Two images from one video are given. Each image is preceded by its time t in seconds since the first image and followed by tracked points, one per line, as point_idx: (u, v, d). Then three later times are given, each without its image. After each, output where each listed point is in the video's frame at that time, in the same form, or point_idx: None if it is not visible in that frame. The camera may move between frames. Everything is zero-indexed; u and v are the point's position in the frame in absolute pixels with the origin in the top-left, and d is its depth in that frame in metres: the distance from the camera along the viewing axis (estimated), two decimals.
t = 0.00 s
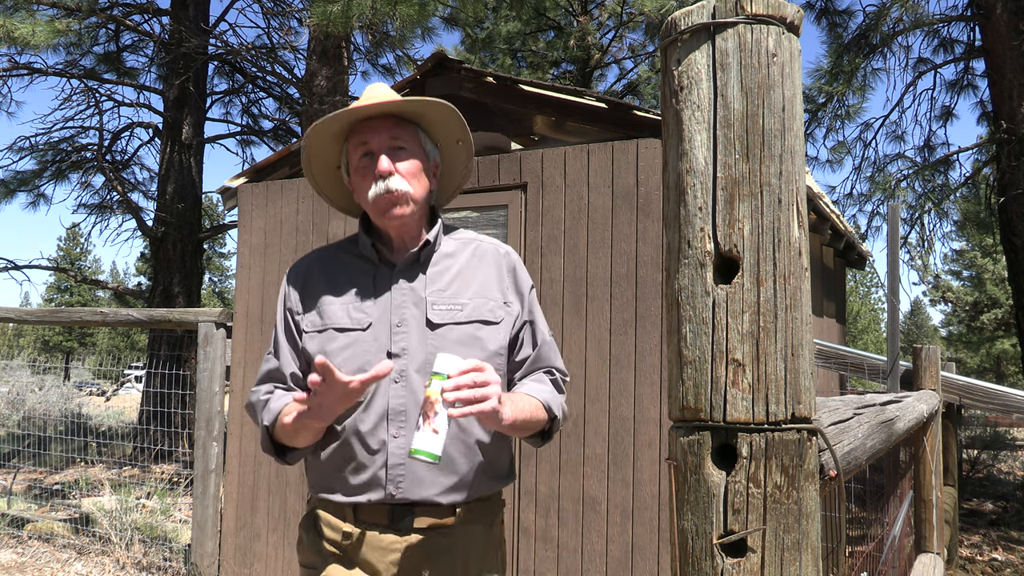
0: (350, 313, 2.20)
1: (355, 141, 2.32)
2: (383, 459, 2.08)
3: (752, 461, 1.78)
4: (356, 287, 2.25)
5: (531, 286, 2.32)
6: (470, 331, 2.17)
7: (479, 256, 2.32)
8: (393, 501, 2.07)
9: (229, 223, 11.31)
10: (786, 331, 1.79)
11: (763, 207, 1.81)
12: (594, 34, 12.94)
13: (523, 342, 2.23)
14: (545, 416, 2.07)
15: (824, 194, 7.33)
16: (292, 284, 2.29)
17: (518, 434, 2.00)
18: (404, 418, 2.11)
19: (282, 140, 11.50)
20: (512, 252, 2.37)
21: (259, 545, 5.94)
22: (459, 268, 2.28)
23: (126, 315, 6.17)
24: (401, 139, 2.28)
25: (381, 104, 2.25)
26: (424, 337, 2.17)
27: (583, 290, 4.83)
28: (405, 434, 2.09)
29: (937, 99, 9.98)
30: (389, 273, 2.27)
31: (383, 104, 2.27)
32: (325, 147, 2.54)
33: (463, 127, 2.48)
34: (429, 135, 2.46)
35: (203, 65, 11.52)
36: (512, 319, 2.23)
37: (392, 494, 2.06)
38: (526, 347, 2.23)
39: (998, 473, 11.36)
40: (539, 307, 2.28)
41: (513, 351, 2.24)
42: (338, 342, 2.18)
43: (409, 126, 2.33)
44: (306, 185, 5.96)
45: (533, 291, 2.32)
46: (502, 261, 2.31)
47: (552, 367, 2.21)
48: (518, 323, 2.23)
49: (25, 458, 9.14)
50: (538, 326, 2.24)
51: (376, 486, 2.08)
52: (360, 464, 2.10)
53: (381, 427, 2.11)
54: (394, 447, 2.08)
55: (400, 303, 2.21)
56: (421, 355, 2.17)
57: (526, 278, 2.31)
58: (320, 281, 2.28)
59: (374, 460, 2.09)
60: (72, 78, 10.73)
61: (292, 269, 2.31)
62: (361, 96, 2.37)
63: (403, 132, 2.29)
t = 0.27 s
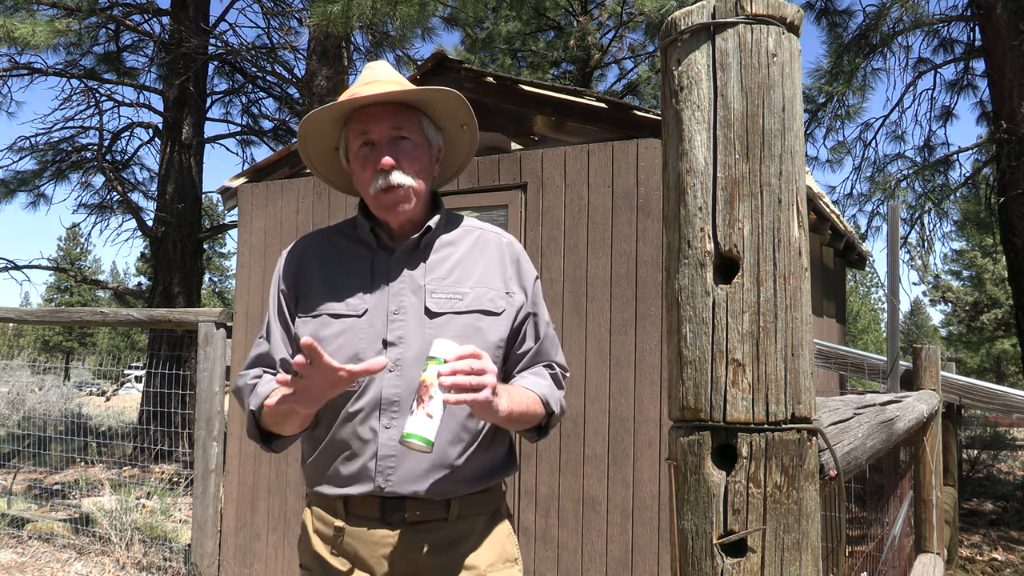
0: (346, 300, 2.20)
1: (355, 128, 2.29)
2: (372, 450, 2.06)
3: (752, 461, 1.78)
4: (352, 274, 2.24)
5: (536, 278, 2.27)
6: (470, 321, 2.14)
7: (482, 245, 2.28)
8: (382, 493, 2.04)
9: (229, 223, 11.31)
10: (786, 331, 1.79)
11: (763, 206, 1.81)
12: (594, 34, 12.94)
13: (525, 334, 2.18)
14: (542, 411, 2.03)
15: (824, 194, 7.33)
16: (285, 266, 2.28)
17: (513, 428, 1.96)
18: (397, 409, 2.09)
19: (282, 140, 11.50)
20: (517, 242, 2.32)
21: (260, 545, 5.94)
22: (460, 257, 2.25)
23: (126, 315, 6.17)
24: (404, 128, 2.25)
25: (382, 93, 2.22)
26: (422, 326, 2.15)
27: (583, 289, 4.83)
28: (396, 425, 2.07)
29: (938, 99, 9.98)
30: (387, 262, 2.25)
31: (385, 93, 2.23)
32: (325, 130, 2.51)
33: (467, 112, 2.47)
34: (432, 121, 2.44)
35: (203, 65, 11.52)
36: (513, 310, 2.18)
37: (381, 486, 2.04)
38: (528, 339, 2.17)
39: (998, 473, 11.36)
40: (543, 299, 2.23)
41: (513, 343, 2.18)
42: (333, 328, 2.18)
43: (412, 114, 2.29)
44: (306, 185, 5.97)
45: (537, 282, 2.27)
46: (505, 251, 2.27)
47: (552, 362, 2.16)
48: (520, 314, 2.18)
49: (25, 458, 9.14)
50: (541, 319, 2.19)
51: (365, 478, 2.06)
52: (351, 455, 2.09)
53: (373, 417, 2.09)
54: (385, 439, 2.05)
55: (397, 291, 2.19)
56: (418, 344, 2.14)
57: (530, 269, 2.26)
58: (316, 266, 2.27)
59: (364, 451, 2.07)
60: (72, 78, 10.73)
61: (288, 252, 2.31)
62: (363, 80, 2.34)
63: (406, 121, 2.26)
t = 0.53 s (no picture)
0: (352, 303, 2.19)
1: (358, 132, 2.28)
2: (379, 453, 2.05)
3: (752, 461, 1.78)
4: (359, 277, 2.23)
5: (544, 277, 2.27)
6: (479, 324, 2.14)
7: (490, 244, 2.27)
8: (389, 496, 2.04)
9: (228, 223, 11.31)
10: (786, 331, 1.79)
11: (763, 206, 1.81)
12: (594, 34, 12.94)
13: (534, 335, 2.18)
14: (552, 415, 2.04)
15: (824, 194, 7.33)
16: (289, 269, 2.26)
17: (525, 435, 1.97)
18: (406, 412, 2.09)
19: (282, 140, 11.50)
20: (525, 242, 2.31)
21: (260, 545, 5.94)
22: (468, 257, 2.24)
23: (126, 315, 6.17)
24: (408, 131, 2.24)
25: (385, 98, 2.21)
26: (430, 329, 2.14)
27: (583, 289, 4.83)
28: (405, 429, 2.08)
29: (938, 99, 9.98)
30: (393, 265, 2.24)
31: (388, 97, 2.22)
32: (327, 131, 2.50)
33: (472, 110, 2.45)
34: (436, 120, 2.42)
35: (203, 65, 11.52)
36: (522, 311, 2.18)
37: (388, 488, 2.03)
38: (536, 342, 2.18)
39: (998, 473, 11.35)
40: (551, 299, 2.24)
41: (522, 345, 2.19)
42: (340, 333, 2.15)
43: (416, 116, 2.28)
44: (306, 185, 5.97)
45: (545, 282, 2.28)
46: (513, 252, 2.27)
47: (561, 364, 2.16)
48: (528, 316, 2.18)
49: (25, 458, 9.14)
50: (549, 320, 2.20)
51: (372, 480, 2.05)
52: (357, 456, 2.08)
53: (381, 419, 2.10)
54: (393, 441, 2.06)
55: (406, 293, 2.18)
56: (427, 346, 2.14)
57: (538, 269, 2.26)
58: (322, 269, 2.26)
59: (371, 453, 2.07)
60: (72, 78, 10.73)
61: (292, 255, 2.29)
62: (366, 80, 2.32)
63: (410, 125, 2.25)
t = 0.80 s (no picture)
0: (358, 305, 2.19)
1: (363, 129, 2.29)
2: (383, 453, 2.06)
3: (752, 461, 1.78)
4: (365, 278, 2.23)
5: (550, 278, 2.27)
6: (485, 324, 2.13)
7: (496, 245, 2.27)
8: (391, 496, 2.03)
9: (228, 223, 11.30)
10: (786, 331, 1.79)
11: (763, 207, 1.81)
12: (594, 34, 12.94)
13: (540, 336, 2.18)
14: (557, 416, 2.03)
15: (824, 194, 7.33)
16: (296, 271, 2.27)
17: (526, 434, 1.96)
18: (411, 413, 2.09)
19: (282, 140, 11.50)
20: (531, 242, 2.31)
21: (260, 545, 5.95)
22: (474, 258, 2.24)
23: (126, 315, 6.17)
24: (413, 129, 2.25)
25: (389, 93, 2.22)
26: (435, 329, 2.14)
27: (583, 289, 4.83)
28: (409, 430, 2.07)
29: (938, 99, 9.97)
30: (398, 265, 2.24)
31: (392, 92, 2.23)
32: (333, 132, 2.51)
33: (478, 110, 2.46)
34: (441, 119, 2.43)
35: (203, 65, 11.51)
36: (528, 312, 2.17)
37: (391, 489, 2.03)
38: (542, 343, 2.17)
39: (998, 473, 11.35)
40: (557, 300, 2.23)
41: (528, 346, 2.18)
42: (346, 334, 2.15)
43: (420, 113, 2.29)
44: (306, 185, 5.97)
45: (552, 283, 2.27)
46: (519, 252, 2.26)
47: (567, 365, 2.16)
48: (534, 317, 2.18)
49: (25, 458, 9.14)
50: (555, 321, 2.20)
51: (375, 480, 2.05)
52: (361, 456, 2.08)
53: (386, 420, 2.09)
54: (397, 442, 2.06)
55: (411, 294, 2.18)
56: (432, 347, 2.13)
57: (544, 270, 2.26)
58: (329, 270, 2.26)
59: (375, 453, 2.06)
60: (72, 78, 10.73)
61: (298, 257, 2.30)
62: (370, 80, 2.33)
63: (415, 121, 2.26)
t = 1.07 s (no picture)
0: (359, 307, 2.18)
1: (368, 122, 2.30)
2: (381, 455, 2.05)
3: (752, 461, 1.78)
4: (365, 279, 2.23)
5: (551, 282, 2.26)
6: (484, 328, 2.12)
7: (496, 248, 2.26)
8: (388, 498, 2.03)
9: (228, 223, 11.31)
10: (786, 331, 1.79)
11: (763, 206, 1.81)
12: (594, 34, 12.94)
13: (540, 340, 2.16)
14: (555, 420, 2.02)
15: (824, 194, 7.33)
16: (298, 272, 2.28)
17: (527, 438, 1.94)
18: (410, 416, 2.08)
19: (282, 140, 11.50)
20: (532, 246, 2.30)
21: (260, 545, 5.95)
22: (474, 261, 2.24)
23: (126, 315, 6.17)
24: (416, 122, 2.25)
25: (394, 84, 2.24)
26: (435, 332, 2.13)
27: (583, 289, 4.83)
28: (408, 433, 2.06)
29: (938, 99, 9.97)
30: (399, 265, 2.24)
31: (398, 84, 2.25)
32: (337, 129, 2.52)
33: (483, 111, 2.46)
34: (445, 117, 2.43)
35: (203, 65, 11.52)
36: (529, 315, 2.16)
37: (387, 491, 2.03)
38: (542, 346, 2.16)
39: (998, 473, 11.35)
40: (558, 304, 2.22)
41: (529, 349, 2.17)
42: (345, 336, 2.15)
43: (425, 108, 2.30)
44: (306, 185, 5.97)
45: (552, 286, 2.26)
46: (520, 255, 2.26)
47: (567, 369, 2.15)
48: (534, 321, 2.17)
49: (25, 458, 9.14)
50: (555, 325, 2.19)
51: (372, 482, 2.05)
52: (360, 458, 2.07)
53: (385, 423, 2.08)
54: (394, 445, 2.05)
55: (411, 296, 2.18)
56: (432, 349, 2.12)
57: (545, 274, 2.25)
58: (330, 272, 2.26)
59: (373, 455, 2.06)
60: (72, 78, 10.73)
61: (299, 257, 2.31)
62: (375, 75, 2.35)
63: (419, 115, 2.27)
